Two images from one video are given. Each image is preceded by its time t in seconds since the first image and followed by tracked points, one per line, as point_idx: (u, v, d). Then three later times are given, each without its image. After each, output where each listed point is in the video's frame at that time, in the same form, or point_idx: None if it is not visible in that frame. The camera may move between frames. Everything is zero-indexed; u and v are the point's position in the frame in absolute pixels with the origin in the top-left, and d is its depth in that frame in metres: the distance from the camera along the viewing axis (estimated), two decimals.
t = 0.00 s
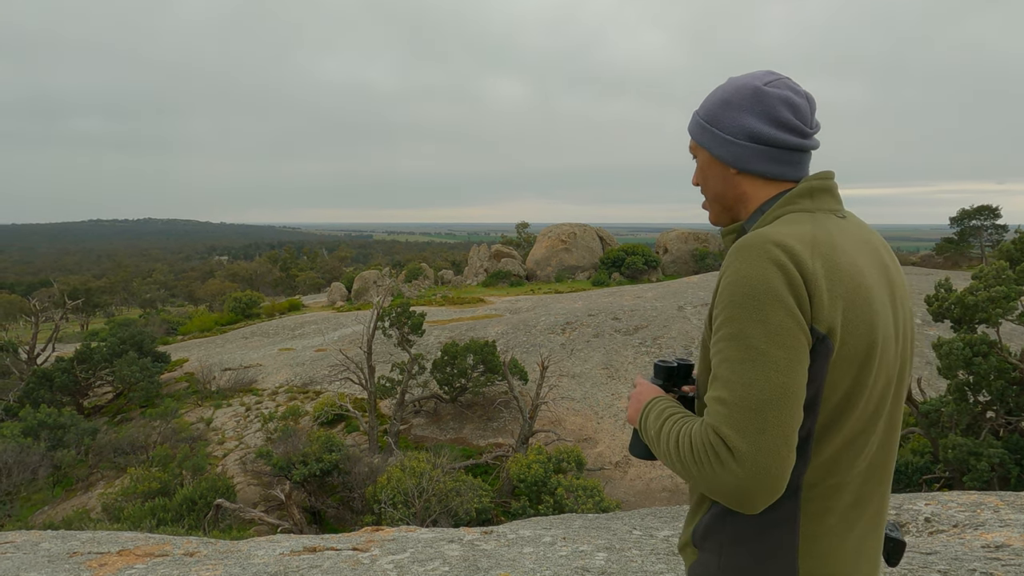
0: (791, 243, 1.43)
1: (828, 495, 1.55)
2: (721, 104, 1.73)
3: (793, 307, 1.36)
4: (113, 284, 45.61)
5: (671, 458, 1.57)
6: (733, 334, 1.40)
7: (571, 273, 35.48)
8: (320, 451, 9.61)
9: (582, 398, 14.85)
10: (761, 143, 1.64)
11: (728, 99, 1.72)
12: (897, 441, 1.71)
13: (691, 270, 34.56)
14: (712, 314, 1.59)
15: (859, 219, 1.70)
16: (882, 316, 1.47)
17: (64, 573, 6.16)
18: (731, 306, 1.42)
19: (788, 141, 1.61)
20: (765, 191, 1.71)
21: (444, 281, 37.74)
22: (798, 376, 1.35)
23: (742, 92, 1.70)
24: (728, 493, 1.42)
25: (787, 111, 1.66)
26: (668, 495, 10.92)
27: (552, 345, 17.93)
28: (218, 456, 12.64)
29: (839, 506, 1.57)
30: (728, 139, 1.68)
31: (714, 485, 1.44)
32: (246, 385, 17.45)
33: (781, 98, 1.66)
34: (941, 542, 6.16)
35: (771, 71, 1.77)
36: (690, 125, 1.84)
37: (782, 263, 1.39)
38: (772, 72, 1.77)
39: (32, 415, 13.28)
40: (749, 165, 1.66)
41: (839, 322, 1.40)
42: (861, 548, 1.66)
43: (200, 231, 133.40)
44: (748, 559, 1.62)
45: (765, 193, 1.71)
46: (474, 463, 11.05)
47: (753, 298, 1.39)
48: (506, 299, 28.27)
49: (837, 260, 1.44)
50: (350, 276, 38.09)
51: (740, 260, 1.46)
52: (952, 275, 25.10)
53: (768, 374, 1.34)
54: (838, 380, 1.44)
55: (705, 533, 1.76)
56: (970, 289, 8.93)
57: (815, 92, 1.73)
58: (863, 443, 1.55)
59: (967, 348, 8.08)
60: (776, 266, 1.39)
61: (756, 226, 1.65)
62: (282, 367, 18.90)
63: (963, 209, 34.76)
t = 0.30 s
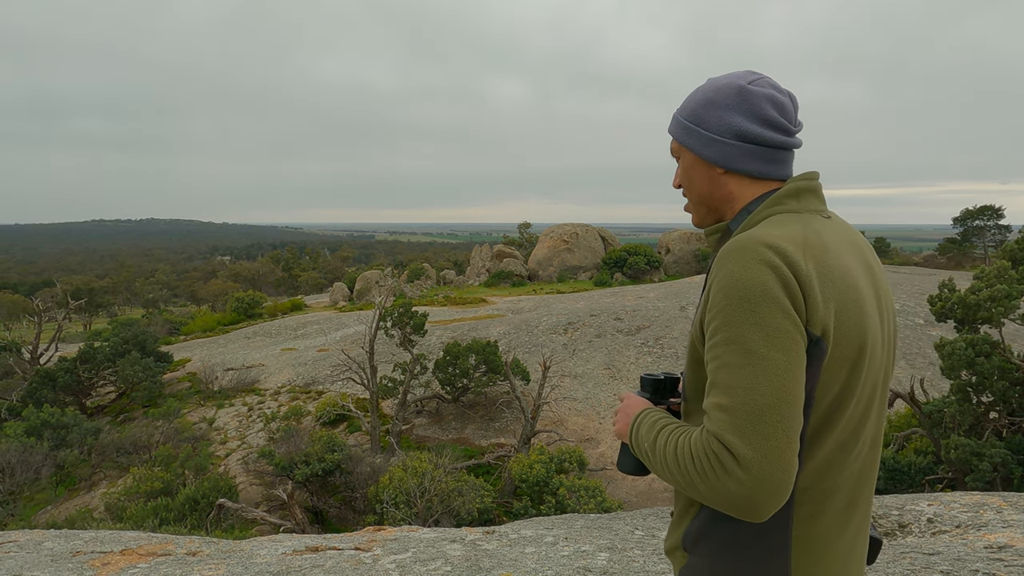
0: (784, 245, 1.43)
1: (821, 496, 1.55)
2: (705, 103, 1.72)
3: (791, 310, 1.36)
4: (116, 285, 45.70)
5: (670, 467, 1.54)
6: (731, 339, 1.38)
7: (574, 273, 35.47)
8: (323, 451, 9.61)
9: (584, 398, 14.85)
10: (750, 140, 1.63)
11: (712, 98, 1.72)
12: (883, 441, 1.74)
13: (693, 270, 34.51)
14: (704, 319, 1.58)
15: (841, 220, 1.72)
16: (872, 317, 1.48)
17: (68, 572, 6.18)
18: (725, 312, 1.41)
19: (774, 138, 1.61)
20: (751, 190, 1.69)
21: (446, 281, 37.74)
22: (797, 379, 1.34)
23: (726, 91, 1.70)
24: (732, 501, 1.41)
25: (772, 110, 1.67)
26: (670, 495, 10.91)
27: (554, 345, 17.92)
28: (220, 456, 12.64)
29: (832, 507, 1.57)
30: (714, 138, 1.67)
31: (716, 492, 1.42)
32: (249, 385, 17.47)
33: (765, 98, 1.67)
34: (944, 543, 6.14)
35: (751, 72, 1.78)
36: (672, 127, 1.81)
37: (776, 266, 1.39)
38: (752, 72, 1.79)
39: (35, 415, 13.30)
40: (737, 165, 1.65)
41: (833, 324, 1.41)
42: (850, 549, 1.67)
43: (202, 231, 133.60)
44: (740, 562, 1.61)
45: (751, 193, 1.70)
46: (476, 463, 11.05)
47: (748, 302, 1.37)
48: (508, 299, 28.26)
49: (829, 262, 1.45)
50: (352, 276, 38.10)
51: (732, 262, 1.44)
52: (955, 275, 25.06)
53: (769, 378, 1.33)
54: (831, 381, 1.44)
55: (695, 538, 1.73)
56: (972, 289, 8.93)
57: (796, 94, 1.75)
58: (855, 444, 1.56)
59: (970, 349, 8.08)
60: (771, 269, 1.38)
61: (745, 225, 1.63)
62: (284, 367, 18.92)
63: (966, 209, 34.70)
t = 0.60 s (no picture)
0: (770, 244, 1.42)
1: (806, 490, 1.58)
2: (677, 105, 1.74)
3: (780, 307, 1.35)
4: (123, 284, 45.92)
5: (661, 468, 1.51)
6: (722, 339, 1.36)
7: (578, 273, 35.46)
8: (327, 450, 9.62)
9: (589, 398, 14.84)
10: (717, 142, 1.64)
11: (684, 100, 1.73)
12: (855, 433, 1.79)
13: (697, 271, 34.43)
14: (689, 319, 1.56)
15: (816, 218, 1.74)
16: (852, 311, 1.50)
17: (74, 570, 6.21)
18: (715, 312, 1.38)
19: (741, 140, 1.60)
20: (724, 191, 1.70)
21: (451, 281, 37.76)
22: (788, 376, 1.34)
23: (697, 93, 1.71)
24: (728, 499, 1.39)
25: (741, 111, 1.66)
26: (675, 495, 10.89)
27: (558, 345, 17.92)
28: (225, 455, 12.65)
29: (818, 500, 1.61)
30: (685, 140, 1.69)
31: (712, 492, 1.40)
32: (253, 384, 17.53)
33: (734, 99, 1.66)
34: (949, 544, 6.11)
35: (726, 71, 1.77)
36: (650, 126, 1.84)
37: (764, 265, 1.38)
38: (728, 72, 1.78)
39: (41, 414, 13.37)
40: (706, 166, 1.66)
41: (818, 320, 1.42)
42: (832, 539, 1.71)
43: (207, 231, 134.05)
44: (734, 560, 1.59)
45: (724, 193, 1.71)
46: (480, 463, 11.05)
47: (738, 300, 1.36)
48: (512, 299, 28.26)
49: (813, 260, 1.45)
50: (356, 276, 38.15)
51: (719, 262, 1.42)
52: (961, 275, 24.96)
53: (763, 376, 1.32)
54: (816, 377, 1.46)
55: (686, 539, 1.69)
56: (978, 289, 8.91)
57: (770, 93, 1.73)
58: (838, 436, 1.59)
59: (975, 349, 8.07)
60: (760, 267, 1.37)
61: (722, 225, 1.63)
62: (289, 367, 18.97)
63: (972, 209, 34.55)
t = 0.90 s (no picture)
0: (749, 253, 1.43)
1: (782, 491, 1.59)
2: (652, 121, 1.75)
3: (761, 314, 1.35)
4: (133, 283, 46.31)
5: (646, 474, 1.50)
6: (706, 345, 1.35)
7: (585, 273, 35.42)
8: (336, 449, 9.66)
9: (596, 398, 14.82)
10: (692, 157, 1.64)
11: (659, 116, 1.74)
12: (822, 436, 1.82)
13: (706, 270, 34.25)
14: (669, 325, 1.55)
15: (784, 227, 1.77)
16: (824, 316, 1.53)
17: (86, 566, 6.27)
18: (697, 320, 1.38)
19: (715, 155, 1.60)
20: (701, 204, 1.70)
21: (458, 280, 37.79)
22: (770, 380, 1.34)
23: (670, 110, 1.72)
24: (714, 503, 1.38)
25: (714, 126, 1.66)
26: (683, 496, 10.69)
27: (565, 345, 17.89)
28: (235, 453, 12.72)
29: (792, 499, 1.62)
30: (659, 155, 1.69)
31: (698, 496, 1.39)
32: (262, 383, 17.63)
33: (707, 115, 1.66)
34: (961, 547, 6.07)
35: (700, 89, 1.78)
36: (628, 142, 1.84)
37: (743, 274, 1.38)
38: (702, 89, 1.78)
39: (53, 411, 13.51)
40: (681, 180, 1.66)
41: (795, 324, 1.43)
42: (804, 538, 1.73)
43: (215, 231, 134.84)
44: (713, 559, 1.59)
45: (701, 206, 1.70)
46: (487, 462, 11.05)
47: (721, 307, 1.35)
48: (520, 299, 28.25)
49: (789, 268, 1.47)
50: (365, 275, 38.25)
51: (702, 271, 1.41)
52: (973, 275, 24.73)
53: (747, 381, 1.32)
54: (792, 380, 1.47)
55: (665, 541, 1.68)
56: (991, 290, 8.83)
57: (742, 109, 1.73)
58: (810, 437, 1.61)
59: (988, 350, 8.02)
60: (740, 278, 1.37)
61: (700, 236, 1.62)
62: (298, 366, 19.04)
63: (985, 209, 34.21)
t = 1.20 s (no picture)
0: (697, 236, 1.54)
1: (745, 472, 1.65)
2: (617, 133, 1.82)
3: (706, 286, 1.45)
4: (147, 282, 46.72)
5: (606, 444, 1.58)
6: (655, 314, 1.46)
7: (596, 272, 35.33)
8: (346, 447, 9.70)
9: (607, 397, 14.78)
10: (658, 160, 1.71)
11: (623, 127, 1.81)
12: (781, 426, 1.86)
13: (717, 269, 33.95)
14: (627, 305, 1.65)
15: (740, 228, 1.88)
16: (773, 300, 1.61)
17: (101, 562, 6.33)
18: (647, 293, 1.48)
19: (679, 157, 1.69)
20: (666, 207, 1.78)
21: (469, 279, 37.82)
22: (715, 348, 1.42)
23: (633, 121, 1.80)
24: (662, 462, 1.46)
25: (676, 133, 1.75)
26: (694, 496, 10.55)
27: (576, 344, 17.86)
28: (247, 451, 12.79)
29: (754, 479, 1.68)
30: (628, 161, 1.75)
31: (646, 456, 1.47)
32: (274, 381, 17.75)
33: (669, 124, 1.75)
34: (975, 549, 6.02)
35: (655, 104, 1.89)
36: (595, 156, 1.89)
37: (689, 251, 1.49)
38: (657, 104, 1.89)
39: (68, 408, 13.68)
40: (649, 182, 1.73)
41: (742, 301, 1.52)
42: (761, 522, 1.79)
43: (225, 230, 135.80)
44: (673, 536, 1.68)
45: (667, 208, 1.78)
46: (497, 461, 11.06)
47: (667, 282, 1.45)
48: (530, 298, 28.22)
49: (736, 253, 1.57)
50: (375, 274, 38.34)
51: (653, 251, 1.53)
52: (990, 275, 24.41)
53: (690, 345, 1.40)
54: (741, 356, 1.54)
55: (628, 522, 1.77)
56: (1008, 290, 8.72)
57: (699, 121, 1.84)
58: (769, 421, 1.67)
59: (1004, 351, 7.95)
60: (686, 255, 1.48)
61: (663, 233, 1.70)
62: (309, 364, 19.14)
63: (1002, 208, 33.75)
